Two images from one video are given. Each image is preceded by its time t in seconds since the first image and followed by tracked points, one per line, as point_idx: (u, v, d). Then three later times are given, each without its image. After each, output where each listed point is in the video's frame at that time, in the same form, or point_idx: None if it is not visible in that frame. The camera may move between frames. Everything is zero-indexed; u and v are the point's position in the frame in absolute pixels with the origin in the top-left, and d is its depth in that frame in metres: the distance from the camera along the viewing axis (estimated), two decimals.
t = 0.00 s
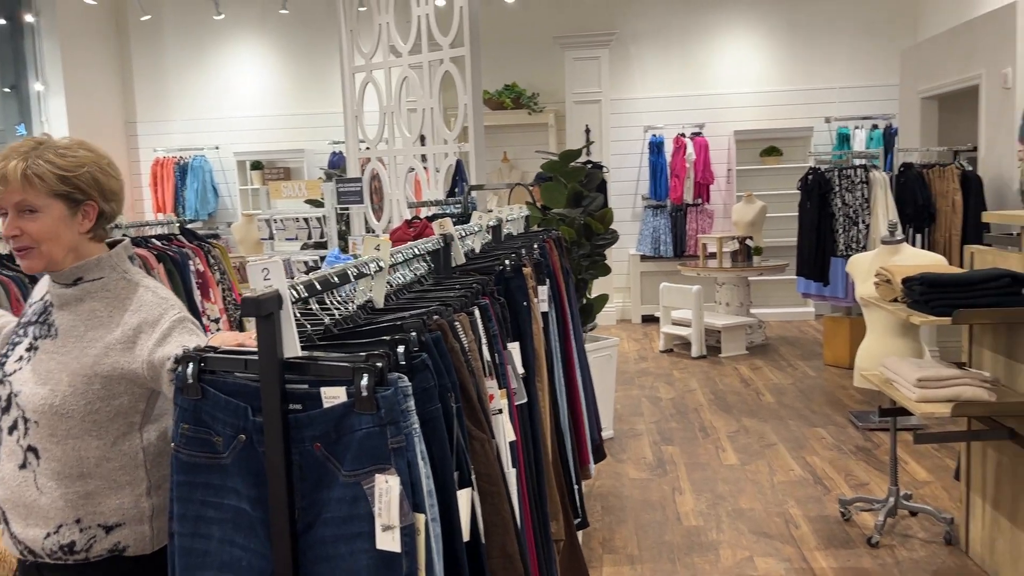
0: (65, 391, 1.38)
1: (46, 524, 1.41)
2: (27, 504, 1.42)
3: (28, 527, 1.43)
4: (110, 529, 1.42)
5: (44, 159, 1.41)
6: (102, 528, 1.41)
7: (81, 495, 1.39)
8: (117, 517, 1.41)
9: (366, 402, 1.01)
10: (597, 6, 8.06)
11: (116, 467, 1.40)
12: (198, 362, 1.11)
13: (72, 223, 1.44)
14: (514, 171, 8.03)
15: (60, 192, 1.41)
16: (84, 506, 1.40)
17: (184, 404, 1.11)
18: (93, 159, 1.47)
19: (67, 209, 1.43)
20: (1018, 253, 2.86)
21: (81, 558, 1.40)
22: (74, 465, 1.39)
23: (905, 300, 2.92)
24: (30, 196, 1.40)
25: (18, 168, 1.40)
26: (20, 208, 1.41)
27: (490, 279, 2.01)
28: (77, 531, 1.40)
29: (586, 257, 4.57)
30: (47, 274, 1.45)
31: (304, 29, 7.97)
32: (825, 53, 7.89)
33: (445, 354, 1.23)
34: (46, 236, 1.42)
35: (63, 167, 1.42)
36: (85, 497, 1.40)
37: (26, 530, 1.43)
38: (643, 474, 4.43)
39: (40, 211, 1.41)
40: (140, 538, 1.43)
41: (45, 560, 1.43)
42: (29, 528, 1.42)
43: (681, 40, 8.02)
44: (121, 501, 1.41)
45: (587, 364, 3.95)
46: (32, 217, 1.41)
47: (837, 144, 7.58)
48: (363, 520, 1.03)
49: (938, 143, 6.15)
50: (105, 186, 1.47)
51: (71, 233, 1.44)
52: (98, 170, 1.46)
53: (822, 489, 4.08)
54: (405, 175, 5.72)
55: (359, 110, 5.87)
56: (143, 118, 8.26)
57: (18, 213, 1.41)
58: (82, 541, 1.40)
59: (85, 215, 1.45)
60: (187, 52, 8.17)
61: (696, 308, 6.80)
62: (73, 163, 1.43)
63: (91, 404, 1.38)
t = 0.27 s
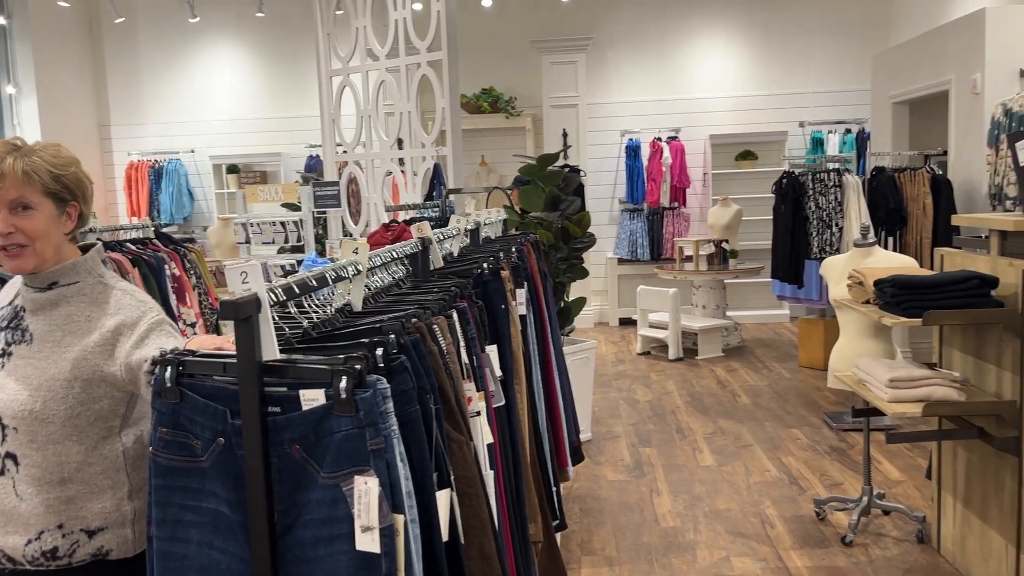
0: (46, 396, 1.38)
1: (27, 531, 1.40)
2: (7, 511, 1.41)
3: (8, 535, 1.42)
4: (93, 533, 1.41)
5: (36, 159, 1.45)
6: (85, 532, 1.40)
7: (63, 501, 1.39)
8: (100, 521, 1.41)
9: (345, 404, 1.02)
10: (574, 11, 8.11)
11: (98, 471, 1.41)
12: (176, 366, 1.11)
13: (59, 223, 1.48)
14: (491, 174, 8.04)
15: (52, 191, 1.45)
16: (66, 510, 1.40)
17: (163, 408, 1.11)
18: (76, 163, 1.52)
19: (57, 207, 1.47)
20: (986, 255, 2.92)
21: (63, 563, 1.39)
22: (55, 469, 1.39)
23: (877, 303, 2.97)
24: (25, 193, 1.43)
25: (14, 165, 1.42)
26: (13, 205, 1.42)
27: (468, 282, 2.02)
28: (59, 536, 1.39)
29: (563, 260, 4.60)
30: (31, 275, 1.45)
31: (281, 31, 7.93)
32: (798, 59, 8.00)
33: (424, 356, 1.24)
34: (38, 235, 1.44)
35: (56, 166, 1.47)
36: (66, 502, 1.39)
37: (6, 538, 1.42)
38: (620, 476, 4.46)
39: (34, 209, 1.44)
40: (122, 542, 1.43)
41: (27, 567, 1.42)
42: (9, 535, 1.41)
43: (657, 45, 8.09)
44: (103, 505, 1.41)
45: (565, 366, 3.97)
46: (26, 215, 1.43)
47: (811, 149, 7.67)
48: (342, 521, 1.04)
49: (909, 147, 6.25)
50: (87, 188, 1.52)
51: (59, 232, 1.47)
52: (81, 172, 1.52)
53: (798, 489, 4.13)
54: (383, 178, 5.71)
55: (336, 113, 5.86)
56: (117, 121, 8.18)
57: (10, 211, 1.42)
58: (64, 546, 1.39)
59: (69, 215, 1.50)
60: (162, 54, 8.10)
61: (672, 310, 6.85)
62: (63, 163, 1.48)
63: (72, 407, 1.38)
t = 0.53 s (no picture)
0: (37, 399, 1.39)
1: (18, 535, 1.41)
2: None
3: None
4: (85, 536, 1.43)
5: (29, 161, 1.46)
6: (77, 535, 1.42)
7: (54, 504, 1.41)
8: (92, 523, 1.43)
9: (335, 406, 1.03)
10: (562, 15, 8.14)
11: (90, 474, 1.42)
12: (166, 368, 1.12)
13: (50, 225, 1.48)
14: (479, 178, 8.06)
15: (45, 193, 1.47)
16: (58, 514, 1.41)
17: (153, 410, 1.12)
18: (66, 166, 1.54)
19: (49, 210, 1.48)
20: (967, 259, 2.96)
21: (55, 566, 1.41)
22: (46, 473, 1.40)
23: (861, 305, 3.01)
24: (19, 194, 1.43)
25: (8, 167, 1.43)
26: (6, 207, 1.43)
27: (456, 284, 2.03)
28: (51, 539, 1.41)
29: (551, 263, 4.62)
30: (21, 277, 1.46)
31: (269, 34, 7.92)
32: (784, 63, 8.06)
33: (413, 358, 1.26)
34: (30, 236, 1.45)
35: (49, 169, 1.48)
36: (58, 505, 1.41)
37: None
38: (608, 478, 4.48)
39: (27, 211, 1.44)
40: (114, 544, 1.45)
41: (18, 570, 1.43)
42: None
43: (644, 49, 8.13)
44: (95, 508, 1.43)
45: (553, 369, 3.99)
46: (20, 216, 1.44)
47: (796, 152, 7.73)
48: (331, 521, 1.05)
49: (892, 151, 6.31)
50: (77, 191, 1.54)
51: (50, 234, 1.48)
52: (72, 176, 1.54)
53: (784, 491, 4.16)
54: (371, 182, 5.72)
55: (324, 117, 5.86)
56: (102, 124, 8.14)
57: (3, 212, 1.43)
58: (57, 549, 1.41)
59: (60, 218, 1.51)
60: (148, 58, 8.07)
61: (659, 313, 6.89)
62: (56, 166, 1.49)
63: (63, 411, 1.39)
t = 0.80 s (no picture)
0: (40, 401, 1.40)
1: (20, 537, 1.41)
2: None
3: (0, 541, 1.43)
4: (86, 537, 1.44)
5: (33, 162, 1.47)
6: (79, 537, 1.43)
7: (56, 506, 1.41)
8: (93, 525, 1.44)
9: (337, 406, 1.04)
10: (559, 19, 8.15)
11: (91, 476, 1.43)
12: (169, 369, 1.13)
13: (53, 227, 1.49)
14: (476, 181, 8.07)
15: (48, 195, 1.47)
16: (60, 515, 1.42)
17: (156, 411, 1.12)
18: (70, 169, 1.54)
19: (52, 212, 1.48)
20: (964, 262, 2.98)
21: (57, 568, 1.42)
22: (48, 474, 1.40)
23: (859, 308, 3.02)
24: (22, 196, 1.43)
25: (12, 168, 1.43)
26: (9, 208, 1.43)
27: (455, 286, 2.03)
28: (53, 541, 1.41)
29: (549, 266, 4.62)
30: (23, 280, 1.46)
31: (266, 37, 7.92)
32: (781, 67, 8.09)
33: (414, 360, 1.26)
34: (34, 238, 1.45)
35: (54, 170, 1.48)
36: (59, 507, 1.41)
37: None
38: (605, 480, 4.48)
39: (30, 213, 1.45)
40: (115, 545, 1.46)
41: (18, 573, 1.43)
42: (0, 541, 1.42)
43: (641, 53, 8.15)
44: (96, 509, 1.43)
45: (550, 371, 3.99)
46: (23, 218, 1.44)
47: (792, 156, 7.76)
48: (334, 522, 1.05)
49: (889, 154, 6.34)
50: (80, 194, 1.54)
51: (52, 236, 1.48)
52: (76, 178, 1.54)
53: (781, 493, 4.17)
54: (368, 185, 5.73)
55: (322, 119, 5.87)
56: (99, 127, 8.14)
57: (7, 213, 1.43)
58: (59, 551, 1.41)
59: (62, 220, 1.51)
60: (145, 60, 8.07)
61: (656, 316, 6.90)
62: (60, 169, 1.50)
63: (66, 413, 1.40)
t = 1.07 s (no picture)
0: (56, 402, 1.40)
1: (34, 537, 1.42)
2: (12, 516, 1.43)
3: (12, 541, 1.44)
4: (100, 538, 1.45)
5: (55, 162, 1.49)
6: (92, 537, 1.44)
7: (70, 506, 1.42)
8: (107, 526, 1.45)
9: (353, 407, 1.05)
10: (568, 21, 8.16)
11: (105, 476, 1.44)
12: (186, 370, 1.13)
13: (70, 228, 1.50)
14: (484, 183, 8.08)
15: (68, 196, 1.49)
16: (73, 515, 1.43)
17: (173, 410, 1.13)
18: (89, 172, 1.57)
19: (70, 212, 1.51)
20: (974, 264, 2.97)
21: (71, 568, 1.43)
22: (63, 474, 1.41)
23: (869, 310, 3.01)
24: (43, 194, 1.46)
25: (35, 167, 1.46)
26: (30, 206, 1.45)
27: (467, 288, 2.03)
28: (67, 541, 1.43)
29: (557, 268, 4.63)
30: (39, 278, 1.47)
31: (275, 39, 7.95)
32: (789, 69, 8.07)
33: (429, 360, 1.27)
34: (52, 236, 1.47)
35: (74, 171, 1.51)
36: (73, 507, 1.42)
37: (9, 544, 1.44)
38: (613, 483, 4.48)
39: (50, 211, 1.47)
40: (128, 546, 1.48)
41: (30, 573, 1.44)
42: (13, 541, 1.43)
43: (649, 54, 8.15)
44: (110, 510, 1.45)
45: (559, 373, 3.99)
46: (42, 216, 1.46)
47: (800, 158, 7.75)
48: (349, 522, 1.06)
49: (898, 156, 6.31)
50: (97, 197, 1.57)
51: (70, 235, 1.50)
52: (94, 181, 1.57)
53: (790, 496, 4.16)
54: (376, 187, 5.74)
55: (331, 122, 5.89)
56: (109, 129, 8.18)
57: (27, 211, 1.45)
58: (73, 551, 1.42)
59: (80, 222, 1.53)
60: (154, 62, 8.11)
61: (664, 318, 6.90)
62: (80, 170, 1.52)
63: (81, 413, 1.41)
